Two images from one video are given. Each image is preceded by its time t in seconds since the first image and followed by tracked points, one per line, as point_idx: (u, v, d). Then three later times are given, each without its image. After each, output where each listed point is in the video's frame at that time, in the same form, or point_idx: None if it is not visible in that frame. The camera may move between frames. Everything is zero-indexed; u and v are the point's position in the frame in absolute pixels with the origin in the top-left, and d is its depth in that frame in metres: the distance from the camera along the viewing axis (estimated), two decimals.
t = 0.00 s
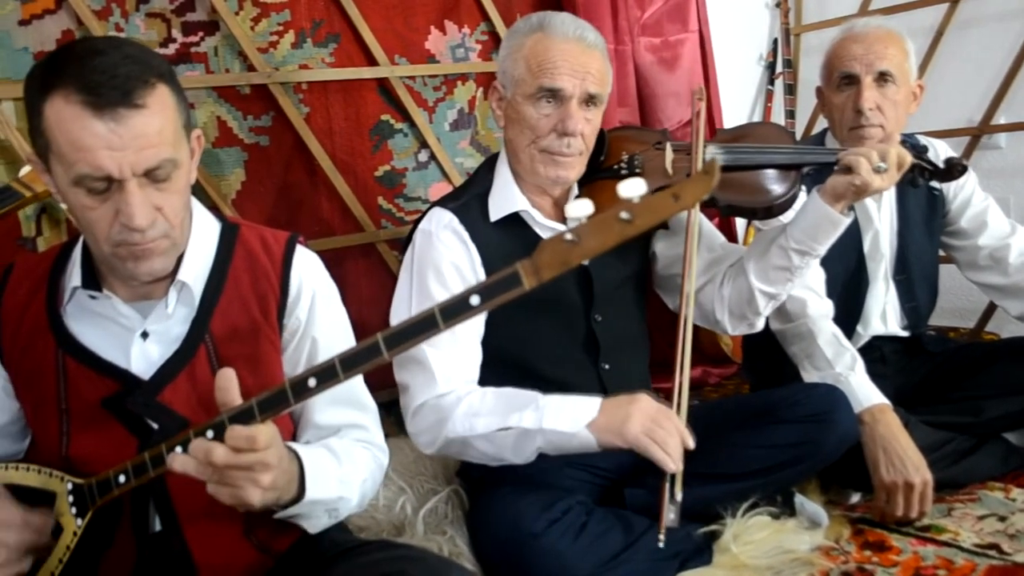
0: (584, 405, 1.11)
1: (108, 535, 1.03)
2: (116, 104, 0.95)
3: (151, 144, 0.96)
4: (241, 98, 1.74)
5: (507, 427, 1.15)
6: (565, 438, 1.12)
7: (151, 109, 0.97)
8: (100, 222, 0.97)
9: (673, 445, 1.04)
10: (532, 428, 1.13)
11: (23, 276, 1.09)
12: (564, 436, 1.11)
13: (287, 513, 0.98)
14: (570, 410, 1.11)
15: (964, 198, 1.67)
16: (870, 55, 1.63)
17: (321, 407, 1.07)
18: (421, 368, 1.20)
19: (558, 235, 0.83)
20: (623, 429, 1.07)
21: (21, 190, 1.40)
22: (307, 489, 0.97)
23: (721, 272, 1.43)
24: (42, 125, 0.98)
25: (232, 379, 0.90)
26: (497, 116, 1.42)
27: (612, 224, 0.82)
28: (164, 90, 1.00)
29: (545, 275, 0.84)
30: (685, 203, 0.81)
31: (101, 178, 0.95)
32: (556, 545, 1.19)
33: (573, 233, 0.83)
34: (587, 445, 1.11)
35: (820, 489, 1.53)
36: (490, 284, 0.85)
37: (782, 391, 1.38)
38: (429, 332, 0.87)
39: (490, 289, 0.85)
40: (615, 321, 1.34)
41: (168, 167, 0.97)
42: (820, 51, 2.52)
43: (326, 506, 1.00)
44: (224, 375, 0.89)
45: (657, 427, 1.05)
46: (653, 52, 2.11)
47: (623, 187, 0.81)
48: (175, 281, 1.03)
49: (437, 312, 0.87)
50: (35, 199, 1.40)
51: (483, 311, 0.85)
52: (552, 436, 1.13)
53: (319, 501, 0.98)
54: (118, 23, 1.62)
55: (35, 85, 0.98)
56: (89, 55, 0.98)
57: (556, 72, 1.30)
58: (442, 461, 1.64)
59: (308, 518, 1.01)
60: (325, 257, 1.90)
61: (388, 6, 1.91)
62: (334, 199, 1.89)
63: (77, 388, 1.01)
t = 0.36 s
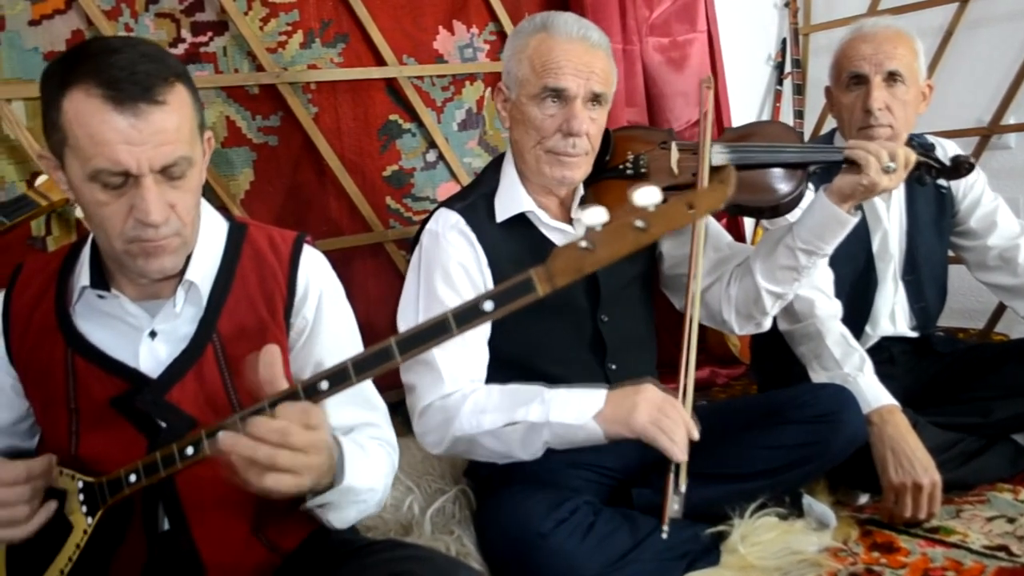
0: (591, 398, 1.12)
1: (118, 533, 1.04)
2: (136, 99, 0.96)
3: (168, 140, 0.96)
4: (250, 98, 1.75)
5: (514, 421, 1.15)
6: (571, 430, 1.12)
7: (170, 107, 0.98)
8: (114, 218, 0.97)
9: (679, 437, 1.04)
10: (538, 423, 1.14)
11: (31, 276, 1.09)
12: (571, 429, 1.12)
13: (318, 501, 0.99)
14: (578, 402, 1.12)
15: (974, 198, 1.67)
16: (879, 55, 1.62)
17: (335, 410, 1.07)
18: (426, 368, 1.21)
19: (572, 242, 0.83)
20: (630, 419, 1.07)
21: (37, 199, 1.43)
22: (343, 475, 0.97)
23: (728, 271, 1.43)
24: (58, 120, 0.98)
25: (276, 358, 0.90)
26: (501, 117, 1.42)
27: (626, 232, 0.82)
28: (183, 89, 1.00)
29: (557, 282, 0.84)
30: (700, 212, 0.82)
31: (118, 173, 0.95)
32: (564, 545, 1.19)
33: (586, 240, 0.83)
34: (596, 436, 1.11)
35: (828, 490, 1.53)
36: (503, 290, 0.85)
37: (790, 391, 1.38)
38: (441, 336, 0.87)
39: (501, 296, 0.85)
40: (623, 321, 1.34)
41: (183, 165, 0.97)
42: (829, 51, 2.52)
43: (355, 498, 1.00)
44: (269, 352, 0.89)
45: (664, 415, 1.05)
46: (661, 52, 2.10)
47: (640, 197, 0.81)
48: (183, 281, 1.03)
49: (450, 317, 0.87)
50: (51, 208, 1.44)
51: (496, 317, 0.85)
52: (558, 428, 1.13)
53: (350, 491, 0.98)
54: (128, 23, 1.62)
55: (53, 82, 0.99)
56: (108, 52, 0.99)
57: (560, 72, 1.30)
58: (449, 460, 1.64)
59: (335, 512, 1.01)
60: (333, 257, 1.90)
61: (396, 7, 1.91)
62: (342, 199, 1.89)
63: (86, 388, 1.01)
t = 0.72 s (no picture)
0: (600, 396, 1.13)
1: (126, 530, 1.04)
2: (157, 96, 0.96)
3: (185, 138, 0.97)
4: (260, 98, 1.75)
5: (525, 421, 1.15)
6: (583, 428, 1.13)
7: (188, 105, 0.98)
8: (129, 215, 0.97)
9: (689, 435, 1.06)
10: (549, 421, 1.14)
11: (43, 275, 1.10)
12: (581, 426, 1.13)
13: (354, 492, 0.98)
14: (589, 398, 1.13)
15: (984, 198, 1.66)
16: (889, 55, 1.61)
17: (352, 406, 1.06)
18: (437, 367, 1.21)
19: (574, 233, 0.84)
20: (642, 417, 1.09)
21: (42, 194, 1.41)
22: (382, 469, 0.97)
23: (736, 273, 1.43)
24: (75, 116, 0.99)
25: (281, 359, 0.92)
26: (507, 122, 1.42)
27: (628, 221, 0.82)
28: (200, 88, 1.01)
29: (561, 274, 0.84)
30: (701, 199, 0.82)
31: (136, 169, 0.96)
32: (572, 546, 1.19)
33: (588, 231, 0.83)
34: (604, 435, 1.13)
35: (837, 491, 1.52)
36: (504, 282, 0.85)
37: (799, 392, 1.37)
38: (445, 329, 0.87)
39: (504, 287, 0.85)
40: (632, 321, 1.34)
41: (200, 162, 0.98)
42: (838, 51, 2.51)
43: (387, 491, 0.99)
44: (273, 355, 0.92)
45: (675, 413, 1.07)
46: (670, 52, 2.10)
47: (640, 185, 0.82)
48: (193, 281, 1.03)
49: (454, 310, 0.87)
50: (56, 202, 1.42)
51: (499, 309, 0.85)
52: (570, 427, 1.13)
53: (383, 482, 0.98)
54: (137, 23, 1.62)
55: (71, 79, 1.00)
56: (126, 50, 0.99)
57: (565, 76, 1.30)
58: (457, 461, 1.64)
59: (367, 508, 1.00)
60: (342, 257, 1.90)
61: (406, 7, 1.91)
62: (350, 199, 1.89)
63: (96, 387, 1.01)
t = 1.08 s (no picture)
0: (620, 363, 1.13)
1: (136, 532, 1.05)
2: (168, 95, 0.96)
3: (196, 138, 0.97)
4: (270, 99, 1.76)
5: (554, 399, 1.15)
6: (613, 396, 1.12)
7: (200, 104, 0.98)
8: (141, 213, 0.97)
9: (714, 389, 1.05)
10: (579, 395, 1.14)
11: (55, 274, 1.11)
12: (610, 393, 1.12)
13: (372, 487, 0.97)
14: (612, 367, 1.13)
15: (995, 199, 1.65)
16: (899, 55, 1.61)
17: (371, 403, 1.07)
18: (459, 366, 1.21)
19: (585, 234, 0.84)
20: (667, 374, 1.09)
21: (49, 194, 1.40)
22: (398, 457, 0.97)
23: (747, 274, 1.43)
24: (88, 114, 0.99)
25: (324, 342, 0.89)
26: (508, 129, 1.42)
27: (638, 223, 0.83)
28: (211, 88, 1.01)
29: (571, 275, 0.84)
30: (711, 202, 0.82)
31: (147, 168, 0.96)
32: (581, 546, 1.19)
33: (598, 231, 0.83)
34: (638, 398, 1.12)
35: (847, 493, 1.52)
36: (513, 284, 0.85)
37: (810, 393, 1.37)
38: (456, 329, 0.88)
39: (513, 289, 0.86)
40: (642, 322, 1.34)
41: (211, 161, 0.98)
42: (848, 51, 2.50)
43: (406, 485, 0.99)
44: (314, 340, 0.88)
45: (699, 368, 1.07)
46: (679, 53, 2.10)
47: (651, 188, 0.81)
48: (203, 280, 1.04)
49: (463, 310, 0.88)
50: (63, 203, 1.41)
51: (509, 310, 0.85)
52: (600, 398, 1.13)
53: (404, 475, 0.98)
54: (148, 24, 1.63)
55: (84, 79, 1.00)
56: (139, 49, 1.00)
57: (540, 88, 1.29)
58: (467, 461, 1.65)
59: (384, 505, 0.99)
60: (351, 258, 1.91)
61: (415, 8, 1.91)
62: (360, 200, 1.90)
63: (106, 386, 1.02)
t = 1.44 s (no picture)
0: (607, 393, 1.11)
1: (146, 530, 1.05)
2: (178, 95, 0.97)
3: (207, 137, 0.97)
4: (281, 98, 1.76)
5: (533, 414, 1.15)
6: (588, 422, 1.12)
7: (211, 104, 0.99)
8: (151, 212, 0.98)
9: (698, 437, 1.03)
10: (557, 415, 1.14)
11: (66, 273, 1.11)
12: (589, 420, 1.11)
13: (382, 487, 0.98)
14: (596, 394, 1.12)
15: (1008, 200, 1.64)
16: (911, 55, 1.60)
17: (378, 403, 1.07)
18: (450, 365, 1.21)
19: (596, 234, 0.83)
20: (650, 416, 1.06)
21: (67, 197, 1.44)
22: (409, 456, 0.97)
23: (758, 277, 1.42)
24: (100, 114, 0.99)
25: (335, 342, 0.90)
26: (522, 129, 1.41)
27: (649, 223, 0.83)
28: (221, 88, 1.02)
29: (581, 274, 0.84)
30: (723, 202, 0.82)
31: (157, 167, 0.96)
32: (590, 546, 1.19)
33: (609, 231, 0.83)
34: (614, 430, 1.11)
35: (858, 494, 1.51)
36: (523, 284, 0.85)
37: (821, 394, 1.36)
38: (465, 329, 0.88)
39: (523, 289, 0.85)
40: (652, 321, 1.34)
41: (221, 160, 0.98)
42: (860, 51, 2.49)
43: (414, 486, 1.00)
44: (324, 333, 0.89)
45: (684, 416, 1.04)
46: (690, 52, 2.09)
47: (663, 189, 0.81)
48: (214, 279, 1.04)
49: (473, 310, 0.87)
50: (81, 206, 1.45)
51: (519, 311, 0.85)
52: (577, 421, 1.13)
53: (412, 475, 0.99)
54: (159, 24, 1.63)
55: (96, 78, 1.00)
56: (151, 49, 1.00)
57: (559, 87, 1.29)
58: (476, 461, 1.65)
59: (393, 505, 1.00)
60: (360, 257, 1.91)
61: (425, 7, 1.92)
62: (370, 199, 1.90)
63: (118, 384, 1.02)
